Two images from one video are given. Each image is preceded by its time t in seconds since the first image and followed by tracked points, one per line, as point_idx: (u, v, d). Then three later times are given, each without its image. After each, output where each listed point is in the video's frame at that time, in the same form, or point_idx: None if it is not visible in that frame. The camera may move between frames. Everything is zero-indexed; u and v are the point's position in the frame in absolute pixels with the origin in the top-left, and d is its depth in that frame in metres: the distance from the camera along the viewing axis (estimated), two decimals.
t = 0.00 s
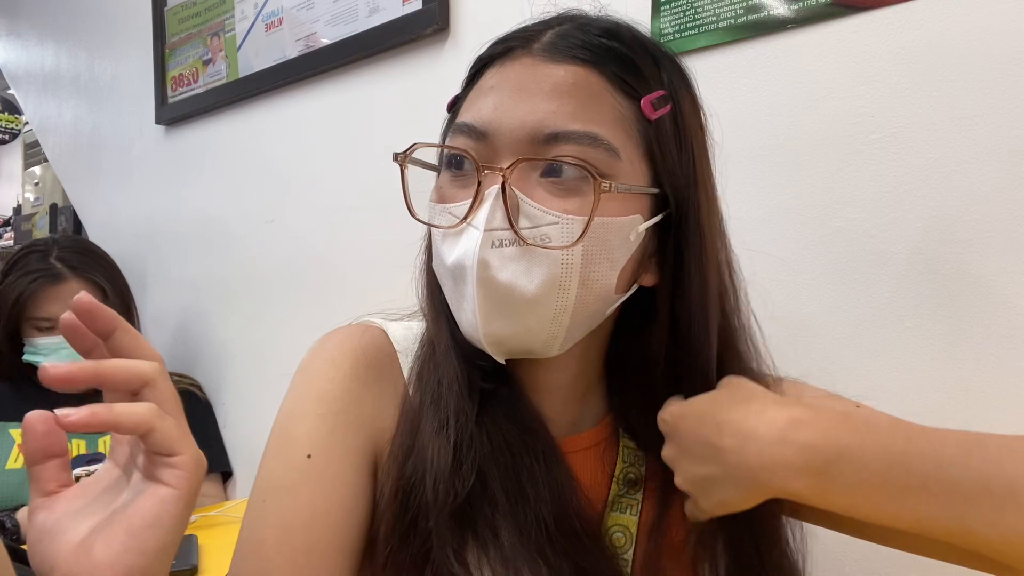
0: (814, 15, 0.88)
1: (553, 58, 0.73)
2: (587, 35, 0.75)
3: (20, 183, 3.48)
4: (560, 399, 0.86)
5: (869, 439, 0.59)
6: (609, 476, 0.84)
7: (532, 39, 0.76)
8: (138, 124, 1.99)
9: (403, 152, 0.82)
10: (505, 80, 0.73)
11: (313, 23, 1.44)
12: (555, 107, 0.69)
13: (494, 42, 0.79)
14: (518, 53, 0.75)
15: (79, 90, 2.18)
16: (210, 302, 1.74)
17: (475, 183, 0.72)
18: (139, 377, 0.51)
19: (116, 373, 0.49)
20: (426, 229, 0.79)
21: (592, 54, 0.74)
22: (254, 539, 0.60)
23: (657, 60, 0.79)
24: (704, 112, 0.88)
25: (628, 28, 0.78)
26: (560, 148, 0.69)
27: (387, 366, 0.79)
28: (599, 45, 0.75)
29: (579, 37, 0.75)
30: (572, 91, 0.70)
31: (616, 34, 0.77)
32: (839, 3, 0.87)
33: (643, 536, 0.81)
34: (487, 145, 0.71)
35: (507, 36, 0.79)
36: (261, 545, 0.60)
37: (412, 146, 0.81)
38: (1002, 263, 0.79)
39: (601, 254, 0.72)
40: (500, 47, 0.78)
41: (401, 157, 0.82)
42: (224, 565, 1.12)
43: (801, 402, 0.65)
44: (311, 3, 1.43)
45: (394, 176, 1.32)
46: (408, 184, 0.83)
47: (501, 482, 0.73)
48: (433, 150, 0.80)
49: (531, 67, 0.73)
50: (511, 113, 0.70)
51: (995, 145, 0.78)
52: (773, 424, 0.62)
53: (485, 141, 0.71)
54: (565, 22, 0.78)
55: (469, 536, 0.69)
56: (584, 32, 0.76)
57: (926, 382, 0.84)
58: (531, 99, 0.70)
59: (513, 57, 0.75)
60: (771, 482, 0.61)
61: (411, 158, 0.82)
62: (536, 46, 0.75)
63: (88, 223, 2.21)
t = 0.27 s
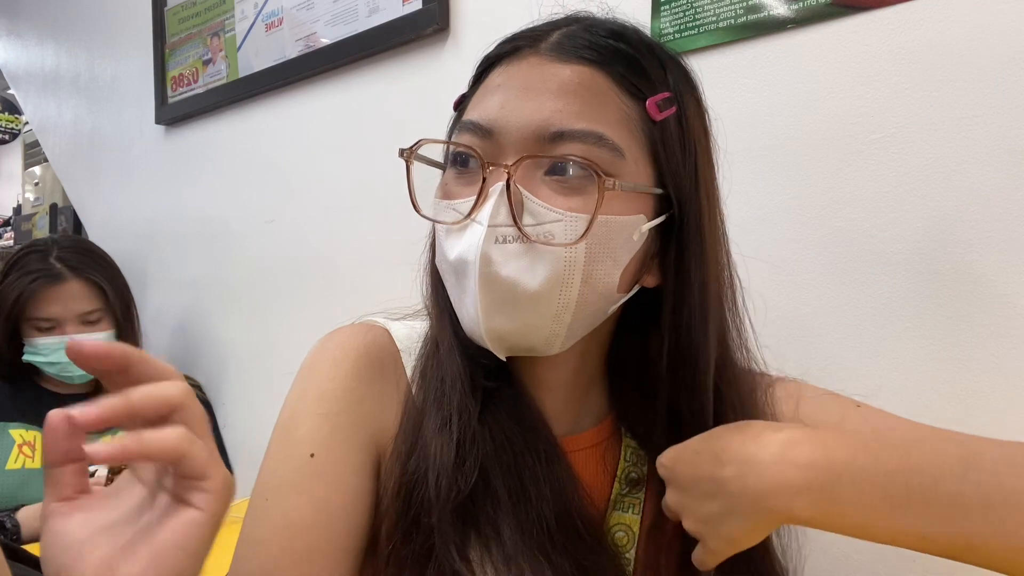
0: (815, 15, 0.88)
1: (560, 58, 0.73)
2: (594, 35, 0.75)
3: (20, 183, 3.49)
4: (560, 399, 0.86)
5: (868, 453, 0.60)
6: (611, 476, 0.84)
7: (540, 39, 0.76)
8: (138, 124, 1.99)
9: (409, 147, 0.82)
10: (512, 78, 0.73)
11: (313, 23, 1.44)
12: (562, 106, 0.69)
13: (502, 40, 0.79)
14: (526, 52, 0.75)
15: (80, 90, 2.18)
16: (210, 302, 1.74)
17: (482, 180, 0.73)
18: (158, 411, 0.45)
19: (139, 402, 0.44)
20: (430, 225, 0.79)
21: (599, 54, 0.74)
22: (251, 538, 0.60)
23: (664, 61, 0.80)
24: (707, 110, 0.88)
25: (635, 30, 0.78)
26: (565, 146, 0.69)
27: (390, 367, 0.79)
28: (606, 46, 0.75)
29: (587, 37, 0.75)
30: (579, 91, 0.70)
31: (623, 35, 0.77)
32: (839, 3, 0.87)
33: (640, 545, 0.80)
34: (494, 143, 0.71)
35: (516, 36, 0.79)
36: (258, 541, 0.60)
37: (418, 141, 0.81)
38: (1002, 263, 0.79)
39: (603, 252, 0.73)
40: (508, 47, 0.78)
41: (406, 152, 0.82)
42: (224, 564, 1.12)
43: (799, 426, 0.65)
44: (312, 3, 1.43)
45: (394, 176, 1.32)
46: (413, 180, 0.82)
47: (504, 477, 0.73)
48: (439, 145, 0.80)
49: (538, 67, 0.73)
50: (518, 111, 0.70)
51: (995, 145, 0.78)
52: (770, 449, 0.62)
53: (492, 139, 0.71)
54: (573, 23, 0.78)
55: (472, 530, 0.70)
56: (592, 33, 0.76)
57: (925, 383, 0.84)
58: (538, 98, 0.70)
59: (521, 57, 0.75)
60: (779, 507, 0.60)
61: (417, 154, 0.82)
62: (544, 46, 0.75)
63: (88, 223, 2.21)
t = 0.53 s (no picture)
0: (815, 15, 0.89)
1: (563, 48, 0.76)
2: (599, 33, 0.79)
3: (20, 183, 3.49)
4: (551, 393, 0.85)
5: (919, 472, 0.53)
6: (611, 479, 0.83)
7: (548, 33, 0.80)
8: (138, 124, 1.99)
9: (412, 121, 0.83)
10: (515, 62, 0.77)
11: (314, 23, 1.44)
12: (559, 87, 0.73)
13: (515, 33, 0.83)
14: (532, 43, 0.79)
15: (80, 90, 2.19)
16: (210, 301, 1.75)
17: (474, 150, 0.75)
18: (600, 475, 0.47)
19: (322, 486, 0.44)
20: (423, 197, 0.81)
21: (602, 48, 0.77)
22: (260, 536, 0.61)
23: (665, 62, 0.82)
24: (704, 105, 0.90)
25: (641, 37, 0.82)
26: (556, 123, 0.72)
27: (390, 368, 0.80)
28: (610, 44, 0.78)
29: (591, 34, 0.78)
30: (576, 76, 0.74)
31: (628, 37, 0.80)
32: (840, 3, 0.87)
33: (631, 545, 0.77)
34: (490, 117, 0.75)
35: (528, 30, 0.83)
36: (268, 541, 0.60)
37: (420, 115, 0.82)
38: (1001, 262, 0.79)
39: (586, 229, 0.73)
40: (517, 40, 0.82)
41: (409, 125, 0.83)
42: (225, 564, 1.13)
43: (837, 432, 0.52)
44: (312, 3, 1.44)
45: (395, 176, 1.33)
46: (412, 155, 0.83)
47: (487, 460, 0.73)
48: (440, 120, 0.81)
49: (541, 54, 0.77)
50: (517, 90, 0.74)
51: (996, 145, 0.79)
52: (807, 445, 0.49)
53: (488, 114, 0.75)
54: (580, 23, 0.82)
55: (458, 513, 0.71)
56: (598, 32, 0.79)
57: (927, 381, 0.84)
58: (538, 78, 0.74)
59: (529, 47, 0.79)
60: (819, 529, 0.49)
61: (418, 129, 0.83)
62: (550, 38, 0.78)
63: (88, 223, 2.21)
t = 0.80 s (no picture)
0: (815, 15, 0.88)
1: (573, 50, 0.76)
2: (609, 37, 0.79)
3: (20, 183, 3.49)
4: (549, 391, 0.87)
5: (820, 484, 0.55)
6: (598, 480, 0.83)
7: (558, 35, 0.79)
8: (138, 124, 1.98)
9: (421, 116, 0.82)
10: (524, 62, 0.77)
11: (313, 23, 1.44)
12: (570, 89, 0.72)
13: (524, 35, 0.82)
14: (542, 45, 0.79)
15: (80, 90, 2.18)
16: (210, 301, 1.74)
17: (482, 147, 0.74)
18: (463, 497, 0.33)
19: None
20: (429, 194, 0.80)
21: (613, 52, 0.77)
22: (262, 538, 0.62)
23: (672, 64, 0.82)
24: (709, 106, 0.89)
25: (650, 42, 0.81)
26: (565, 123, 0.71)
27: (388, 366, 0.78)
28: (620, 48, 0.78)
29: (601, 37, 0.78)
30: (587, 78, 0.73)
31: (638, 41, 0.80)
32: (840, 3, 0.87)
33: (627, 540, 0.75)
34: (500, 115, 0.74)
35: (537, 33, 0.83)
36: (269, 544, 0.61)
37: (429, 111, 0.81)
38: (1002, 264, 0.78)
39: (591, 227, 0.72)
40: (526, 41, 0.82)
41: (418, 121, 0.82)
42: (224, 565, 1.12)
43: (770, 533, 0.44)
44: (312, 3, 1.43)
45: (394, 176, 1.32)
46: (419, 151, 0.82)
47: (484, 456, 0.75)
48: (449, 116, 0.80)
49: (551, 55, 0.76)
50: (527, 90, 0.74)
51: (996, 144, 0.78)
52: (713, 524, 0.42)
53: (497, 113, 0.74)
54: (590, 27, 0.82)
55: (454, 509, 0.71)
56: (608, 35, 0.79)
57: (926, 382, 0.83)
58: (549, 79, 0.73)
59: (540, 48, 0.79)
60: None
61: (428, 125, 0.82)
62: (561, 41, 0.78)
63: (89, 223, 2.21)
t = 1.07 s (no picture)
0: (815, 15, 0.88)
1: (571, 48, 0.76)
2: (607, 35, 0.78)
3: (20, 183, 3.49)
4: (550, 390, 0.86)
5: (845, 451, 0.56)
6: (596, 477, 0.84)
7: (555, 33, 0.79)
8: (138, 124, 1.98)
9: (419, 116, 0.82)
10: (521, 61, 0.77)
11: (313, 23, 1.44)
12: (569, 87, 0.72)
13: (519, 34, 0.82)
14: (540, 43, 0.78)
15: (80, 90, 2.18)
16: (210, 301, 1.74)
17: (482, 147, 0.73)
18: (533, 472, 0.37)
19: None
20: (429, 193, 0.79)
21: (610, 50, 0.77)
22: (264, 544, 0.62)
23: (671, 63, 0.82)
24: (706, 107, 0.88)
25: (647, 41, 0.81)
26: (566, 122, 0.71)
27: (388, 370, 0.78)
28: (618, 46, 0.78)
29: (598, 35, 0.78)
30: (585, 76, 0.73)
31: (635, 40, 0.80)
32: (840, 3, 0.87)
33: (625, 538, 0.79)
34: (499, 114, 0.73)
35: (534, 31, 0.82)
36: (271, 550, 0.61)
37: (428, 110, 0.81)
38: (1001, 264, 0.78)
39: (593, 227, 0.72)
40: (523, 39, 0.81)
41: (416, 120, 0.82)
42: (225, 564, 1.12)
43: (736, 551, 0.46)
44: (312, 3, 1.43)
45: (394, 176, 1.32)
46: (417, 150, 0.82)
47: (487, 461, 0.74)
48: (446, 116, 0.79)
49: (549, 54, 0.76)
50: (525, 89, 0.73)
51: (995, 144, 0.78)
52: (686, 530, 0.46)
53: (497, 111, 0.73)
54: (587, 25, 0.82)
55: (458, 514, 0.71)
56: (605, 33, 0.78)
57: (925, 382, 0.83)
58: (547, 78, 0.73)
59: (537, 47, 0.78)
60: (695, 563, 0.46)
61: (426, 124, 0.82)
62: (557, 39, 0.78)
63: (89, 223, 2.21)
